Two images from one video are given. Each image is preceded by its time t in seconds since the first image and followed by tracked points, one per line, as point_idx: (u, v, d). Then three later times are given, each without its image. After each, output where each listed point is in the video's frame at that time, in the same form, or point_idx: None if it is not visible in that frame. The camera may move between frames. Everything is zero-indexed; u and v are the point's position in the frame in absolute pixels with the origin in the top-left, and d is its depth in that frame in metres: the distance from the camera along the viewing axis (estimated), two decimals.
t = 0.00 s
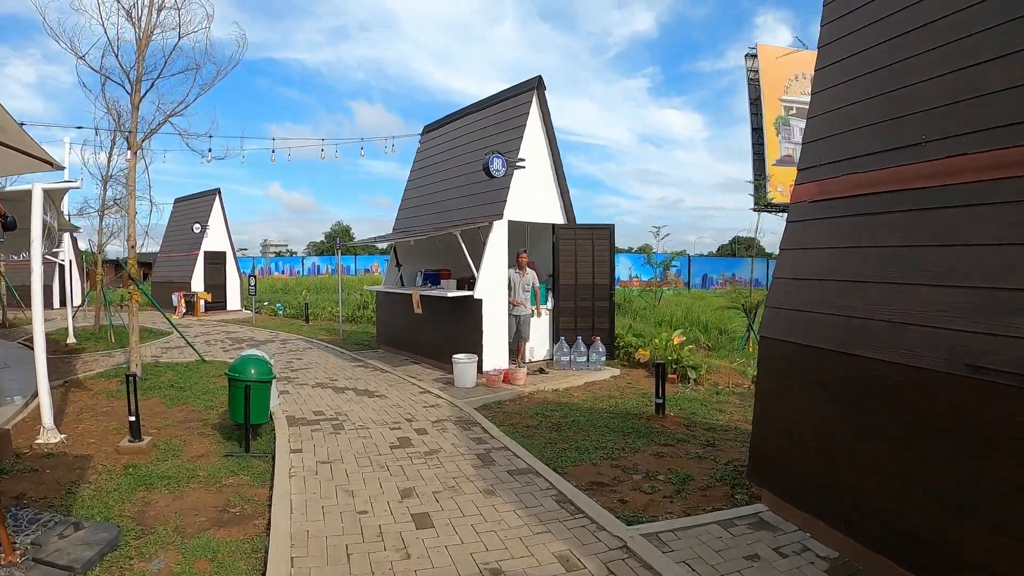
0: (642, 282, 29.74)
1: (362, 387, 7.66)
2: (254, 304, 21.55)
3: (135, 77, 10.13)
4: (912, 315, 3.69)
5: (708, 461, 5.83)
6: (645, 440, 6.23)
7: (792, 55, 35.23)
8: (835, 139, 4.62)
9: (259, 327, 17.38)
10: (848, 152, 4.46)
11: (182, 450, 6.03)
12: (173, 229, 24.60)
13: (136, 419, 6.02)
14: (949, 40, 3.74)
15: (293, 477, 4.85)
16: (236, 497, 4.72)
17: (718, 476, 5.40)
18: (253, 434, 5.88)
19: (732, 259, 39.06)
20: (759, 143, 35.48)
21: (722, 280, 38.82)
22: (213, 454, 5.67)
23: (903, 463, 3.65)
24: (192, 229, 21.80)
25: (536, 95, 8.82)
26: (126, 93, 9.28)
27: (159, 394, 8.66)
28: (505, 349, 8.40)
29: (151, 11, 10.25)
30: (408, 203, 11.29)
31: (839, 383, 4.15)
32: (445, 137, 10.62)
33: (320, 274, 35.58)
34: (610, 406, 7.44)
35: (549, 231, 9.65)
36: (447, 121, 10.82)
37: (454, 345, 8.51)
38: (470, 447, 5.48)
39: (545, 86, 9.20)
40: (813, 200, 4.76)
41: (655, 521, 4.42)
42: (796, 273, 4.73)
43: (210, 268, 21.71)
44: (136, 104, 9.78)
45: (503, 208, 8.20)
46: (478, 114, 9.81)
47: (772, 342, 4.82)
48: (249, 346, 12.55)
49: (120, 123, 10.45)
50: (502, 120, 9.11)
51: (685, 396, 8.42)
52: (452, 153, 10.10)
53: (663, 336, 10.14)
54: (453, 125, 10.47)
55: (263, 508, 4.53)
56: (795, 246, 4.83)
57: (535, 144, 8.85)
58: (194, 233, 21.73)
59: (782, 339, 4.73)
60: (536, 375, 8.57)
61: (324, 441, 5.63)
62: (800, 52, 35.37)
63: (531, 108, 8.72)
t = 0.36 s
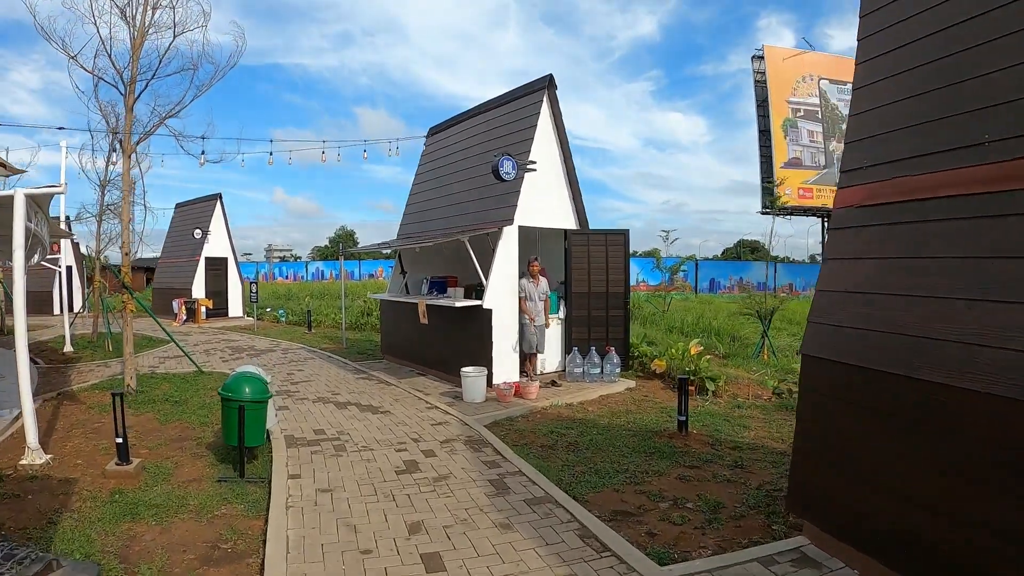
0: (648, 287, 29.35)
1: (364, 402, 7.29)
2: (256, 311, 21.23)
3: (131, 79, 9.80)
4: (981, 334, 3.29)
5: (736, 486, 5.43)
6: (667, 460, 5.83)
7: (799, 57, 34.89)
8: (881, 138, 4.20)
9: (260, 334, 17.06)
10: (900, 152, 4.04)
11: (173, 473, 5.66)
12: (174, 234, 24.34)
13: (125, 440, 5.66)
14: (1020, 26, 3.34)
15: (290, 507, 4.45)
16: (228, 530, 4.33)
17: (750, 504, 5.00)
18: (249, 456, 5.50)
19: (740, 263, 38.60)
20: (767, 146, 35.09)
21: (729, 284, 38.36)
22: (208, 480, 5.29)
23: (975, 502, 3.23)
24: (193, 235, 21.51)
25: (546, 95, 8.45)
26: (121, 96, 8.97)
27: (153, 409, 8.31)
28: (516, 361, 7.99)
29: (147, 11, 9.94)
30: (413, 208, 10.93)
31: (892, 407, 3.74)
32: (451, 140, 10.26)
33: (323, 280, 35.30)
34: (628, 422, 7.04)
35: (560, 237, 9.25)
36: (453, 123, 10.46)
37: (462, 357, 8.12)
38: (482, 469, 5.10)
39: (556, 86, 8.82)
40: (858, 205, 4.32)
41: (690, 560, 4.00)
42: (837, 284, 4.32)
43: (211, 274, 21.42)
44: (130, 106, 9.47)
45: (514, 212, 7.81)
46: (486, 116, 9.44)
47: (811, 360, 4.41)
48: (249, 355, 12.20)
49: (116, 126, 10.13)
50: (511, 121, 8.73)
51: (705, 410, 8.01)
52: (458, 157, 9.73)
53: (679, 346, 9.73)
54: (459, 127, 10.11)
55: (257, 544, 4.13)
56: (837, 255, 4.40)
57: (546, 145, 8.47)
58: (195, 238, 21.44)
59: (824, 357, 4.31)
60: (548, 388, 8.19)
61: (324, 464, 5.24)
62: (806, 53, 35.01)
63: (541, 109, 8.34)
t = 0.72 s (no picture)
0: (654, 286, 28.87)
1: (361, 408, 6.83)
2: (255, 312, 20.82)
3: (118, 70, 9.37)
4: None
5: (767, 504, 4.96)
6: (690, 474, 5.37)
7: (805, 53, 34.38)
8: (939, 117, 3.66)
9: (258, 336, 16.63)
10: (963, 132, 3.50)
11: (152, 489, 5.21)
12: (172, 234, 23.94)
13: (100, 453, 5.23)
14: None
15: (275, 531, 3.98)
16: (206, 558, 3.87)
17: (785, 524, 4.53)
18: (234, 471, 5.04)
19: (746, 261, 38.08)
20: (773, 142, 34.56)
21: (735, 283, 37.86)
22: (188, 499, 4.83)
23: None
24: (191, 234, 21.10)
25: (554, 83, 7.96)
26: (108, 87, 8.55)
27: (140, 416, 7.87)
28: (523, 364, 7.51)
29: None
30: (414, 204, 10.47)
31: (958, 421, 3.26)
32: (454, 132, 9.79)
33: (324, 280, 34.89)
34: (644, 431, 6.56)
35: (570, 234, 8.76)
36: (455, 114, 9.99)
37: (465, 360, 7.65)
38: (488, 486, 4.64)
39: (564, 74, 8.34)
40: (913, 193, 3.79)
41: None
42: (889, 282, 3.82)
43: (209, 274, 21.01)
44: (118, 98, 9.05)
45: (520, 206, 7.34)
46: (490, 107, 8.97)
47: (856, 366, 3.95)
48: (245, 357, 11.77)
49: (103, 120, 9.70)
50: (516, 111, 8.25)
51: (723, 416, 7.48)
52: (461, 150, 9.26)
53: (694, 348, 9.26)
54: (462, 118, 9.63)
55: None
56: (888, 250, 3.90)
57: (553, 136, 7.99)
58: (192, 238, 21.03)
59: (873, 362, 3.82)
60: (557, 393, 7.72)
61: (316, 480, 4.78)
62: (812, 49, 34.53)
63: (548, 97, 7.86)
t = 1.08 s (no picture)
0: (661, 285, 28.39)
1: (362, 418, 6.43)
2: (255, 313, 20.46)
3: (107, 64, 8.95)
4: None
5: (805, 527, 4.54)
6: (718, 493, 4.94)
7: (811, 47, 33.88)
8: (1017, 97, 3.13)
9: (258, 339, 16.24)
10: None
11: (136, 513, 4.82)
12: (171, 234, 23.58)
13: (79, 473, 4.83)
14: None
15: (265, 566, 3.56)
16: None
17: (829, 551, 4.10)
18: (224, 493, 4.63)
19: (753, 259, 37.61)
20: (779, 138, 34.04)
21: (742, 280, 37.41)
22: (173, 526, 4.43)
23: None
24: (189, 235, 20.72)
25: (564, 73, 7.53)
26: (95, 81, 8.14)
27: (130, 427, 7.48)
28: (534, 371, 7.09)
29: None
30: (418, 201, 10.05)
31: None
32: (459, 126, 9.37)
33: (326, 280, 34.52)
34: (664, 442, 6.14)
35: (581, 232, 8.34)
36: (460, 108, 9.56)
37: (472, 366, 7.23)
38: (500, 509, 4.22)
39: (574, 63, 7.90)
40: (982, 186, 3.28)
41: None
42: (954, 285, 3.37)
43: (208, 276, 20.65)
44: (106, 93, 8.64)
45: (530, 203, 6.92)
46: (496, 99, 8.55)
47: (913, 378, 3.51)
48: (242, 362, 11.38)
49: (91, 117, 9.29)
50: (525, 104, 7.81)
51: (747, 425, 7.19)
52: (466, 145, 8.85)
53: (711, 351, 8.86)
54: (468, 112, 9.20)
55: None
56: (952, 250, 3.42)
57: (563, 129, 7.56)
58: (191, 238, 20.66)
59: (935, 376, 3.37)
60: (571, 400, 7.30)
61: (311, 504, 4.36)
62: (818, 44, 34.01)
63: (558, 88, 7.42)
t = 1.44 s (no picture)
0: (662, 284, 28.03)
1: (360, 427, 6.02)
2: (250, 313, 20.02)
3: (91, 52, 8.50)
4: None
5: (846, 548, 4.15)
6: (748, 511, 4.55)
7: (811, 45, 33.47)
8: None
9: (252, 340, 15.80)
10: None
11: (113, 535, 4.40)
12: (165, 233, 23.10)
13: (50, 492, 4.40)
14: None
15: None
16: None
17: None
18: (207, 514, 4.20)
19: (753, 258, 37.28)
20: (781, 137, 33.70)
21: (742, 280, 37.10)
22: (151, 552, 4.00)
23: None
24: (182, 233, 20.26)
25: (573, 62, 7.12)
26: (80, 69, 7.70)
27: (114, 436, 7.05)
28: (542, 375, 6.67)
29: None
30: (418, 197, 9.63)
31: None
32: (461, 119, 8.95)
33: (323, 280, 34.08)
34: (683, 453, 5.77)
35: (590, 230, 7.93)
36: (463, 100, 9.14)
37: (476, 371, 6.82)
38: (514, 534, 3.81)
39: (583, 50, 7.49)
40: None
41: None
42: None
43: (202, 275, 20.20)
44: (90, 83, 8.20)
45: (538, 198, 6.51)
46: (501, 89, 8.14)
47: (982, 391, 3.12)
48: (235, 365, 10.94)
49: (74, 108, 8.85)
50: (532, 94, 7.40)
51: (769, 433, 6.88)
52: (470, 138, 8.44)
53: (725, 354, 8.50)
54: (471, 104, 8.79)
55: None
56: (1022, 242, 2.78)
57: (572, 119, 7.16)
58: (184, 237, 20.19)
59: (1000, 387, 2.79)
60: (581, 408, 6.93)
61: (304, 527, 3.95)
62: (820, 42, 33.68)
63: (568, 77, 7.02)
